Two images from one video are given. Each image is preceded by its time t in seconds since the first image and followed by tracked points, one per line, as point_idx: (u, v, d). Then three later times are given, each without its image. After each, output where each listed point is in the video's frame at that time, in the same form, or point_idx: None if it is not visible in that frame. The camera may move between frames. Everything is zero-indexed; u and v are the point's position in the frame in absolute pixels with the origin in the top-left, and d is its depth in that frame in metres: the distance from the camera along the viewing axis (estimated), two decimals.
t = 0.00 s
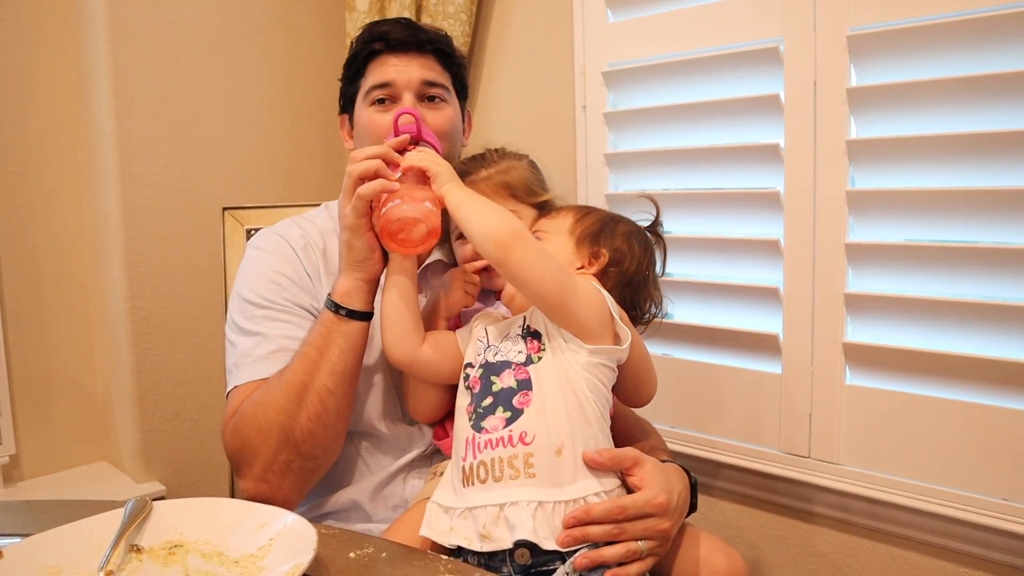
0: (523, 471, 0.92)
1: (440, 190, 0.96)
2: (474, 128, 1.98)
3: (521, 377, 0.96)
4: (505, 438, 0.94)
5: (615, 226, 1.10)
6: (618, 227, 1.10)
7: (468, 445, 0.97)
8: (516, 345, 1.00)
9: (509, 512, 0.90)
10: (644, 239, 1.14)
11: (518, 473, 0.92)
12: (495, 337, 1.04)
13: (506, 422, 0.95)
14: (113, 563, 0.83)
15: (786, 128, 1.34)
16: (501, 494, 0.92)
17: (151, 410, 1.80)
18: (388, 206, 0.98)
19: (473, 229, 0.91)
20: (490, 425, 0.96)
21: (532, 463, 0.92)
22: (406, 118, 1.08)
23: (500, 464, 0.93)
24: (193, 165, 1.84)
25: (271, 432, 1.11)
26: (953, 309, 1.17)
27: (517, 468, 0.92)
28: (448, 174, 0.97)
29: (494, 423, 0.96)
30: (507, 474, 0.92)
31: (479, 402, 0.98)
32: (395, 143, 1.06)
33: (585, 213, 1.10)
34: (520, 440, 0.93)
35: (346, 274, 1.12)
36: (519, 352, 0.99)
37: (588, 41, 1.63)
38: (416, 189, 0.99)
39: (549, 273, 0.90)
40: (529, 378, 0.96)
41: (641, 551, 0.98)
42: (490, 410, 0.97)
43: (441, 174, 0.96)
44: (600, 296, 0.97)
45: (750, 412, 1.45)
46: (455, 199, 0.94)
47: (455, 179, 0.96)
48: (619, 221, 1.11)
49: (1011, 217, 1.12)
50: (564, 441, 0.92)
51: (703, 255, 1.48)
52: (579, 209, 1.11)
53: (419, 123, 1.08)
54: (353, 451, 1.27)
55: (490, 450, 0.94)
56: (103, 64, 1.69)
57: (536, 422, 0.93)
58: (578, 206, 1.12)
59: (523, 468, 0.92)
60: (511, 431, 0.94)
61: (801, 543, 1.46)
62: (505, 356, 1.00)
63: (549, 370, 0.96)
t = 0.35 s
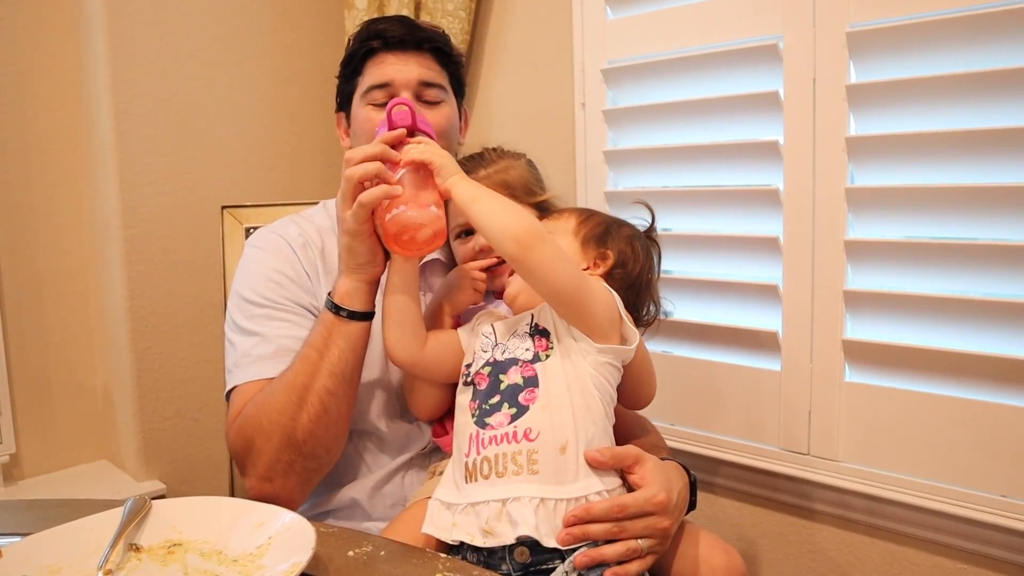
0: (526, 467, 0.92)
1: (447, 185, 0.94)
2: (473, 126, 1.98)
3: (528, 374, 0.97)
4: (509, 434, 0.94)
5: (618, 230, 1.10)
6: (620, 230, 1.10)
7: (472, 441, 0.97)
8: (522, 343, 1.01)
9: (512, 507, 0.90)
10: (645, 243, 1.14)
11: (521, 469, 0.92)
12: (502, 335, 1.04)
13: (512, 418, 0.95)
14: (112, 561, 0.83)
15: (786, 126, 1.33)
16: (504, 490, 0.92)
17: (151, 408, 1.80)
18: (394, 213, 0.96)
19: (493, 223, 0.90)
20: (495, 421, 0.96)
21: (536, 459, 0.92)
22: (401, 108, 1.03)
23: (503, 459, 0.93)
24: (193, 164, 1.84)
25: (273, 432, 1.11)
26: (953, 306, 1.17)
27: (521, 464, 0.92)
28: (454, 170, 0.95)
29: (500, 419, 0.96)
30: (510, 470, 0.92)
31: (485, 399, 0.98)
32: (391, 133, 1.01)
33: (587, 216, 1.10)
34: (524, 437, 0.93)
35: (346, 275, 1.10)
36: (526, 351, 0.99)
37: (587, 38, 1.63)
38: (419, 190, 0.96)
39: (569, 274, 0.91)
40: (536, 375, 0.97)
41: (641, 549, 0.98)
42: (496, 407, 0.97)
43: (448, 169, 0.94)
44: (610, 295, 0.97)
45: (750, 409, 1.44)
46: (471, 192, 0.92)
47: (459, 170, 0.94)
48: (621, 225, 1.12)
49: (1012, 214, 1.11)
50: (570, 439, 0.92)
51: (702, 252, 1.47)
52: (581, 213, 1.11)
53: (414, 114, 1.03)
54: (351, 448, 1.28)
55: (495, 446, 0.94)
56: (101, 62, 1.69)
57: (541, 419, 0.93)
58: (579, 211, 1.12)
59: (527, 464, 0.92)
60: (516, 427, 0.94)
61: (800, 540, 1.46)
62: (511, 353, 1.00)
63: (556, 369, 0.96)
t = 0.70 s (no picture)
0: (548, 461, 0.93)
1: (506, 195, 0.93)
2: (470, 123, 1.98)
3: (560, 371, 0.99)
4: (534, 427, 0.95)
5: (654, 247, 1.15)
6: (654, 248, 1.15)
7: (496, 430, 0.98)
8: (559, 340, 1.02)
9: (529, 498, 0.92)
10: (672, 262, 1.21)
11: (543, 462, 0.93)
12: (537, 331, 1.05)
13: (539, 411, 0.97)
14: (112, 558, 0.83)
15: (783, 122, 1.34)
16: (524, 481, 0.93)
17: (149, 407, 1.80)
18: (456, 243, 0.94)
19: (567, 240, 0.90)
20: (522, 412, 0.98)
21: (559, 455, 0.93)
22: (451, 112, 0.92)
23: (526, 451, 0.94)
24: (190, 161, 1.84)
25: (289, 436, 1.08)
26: (950, 301, 1.17)
27: (543, 457, 0.93)
28: (509, 186, 0.93)
29: (526, 411, 0.97)
30: (531, 462, 0.94)
31: (514, 390, 1.00)
32: (439, 141, 0.91)
33: (626, 229, 1.14)
34: (550, 431, 0.94)
35: (370, 284, 1.03)
36: (561, 348, 1.01)
37: (584, 34, 1.63)
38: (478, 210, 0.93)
39: (631, 293, 0.95)
40: (568, 374, 0.98)
41: (648, 549, 0.98)
42: (524, 399, 0.99)
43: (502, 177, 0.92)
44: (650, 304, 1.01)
45: (749, 405, 1.45)
46: (535, 204, 0.91)
47: (513, 181, 0.93)
48: (655, 242, 1.17)
49: (1011, 208, 1.11)
50: (595, 439, 0.94)
51: (701, 248, 1.48)
52: (621, 224, 1.15)
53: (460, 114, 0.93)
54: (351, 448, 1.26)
55: (518, 436, 0.96)
56: (97, 59, 1.68)
57: (569, 417, 0.95)
58: (616, 220, 1.16)
59: (549, 458, 0.93)
60: (543, 421, 0.95)
61: (799, 535, 1.47)
62: (546, 351, 1.02)
63: (590, 373, 0.98)
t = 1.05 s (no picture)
0: (574, 461, 0.95)
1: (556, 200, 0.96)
2: (466, 121, 1.97)
3: (589, 376, 1.00)
4: (563, 427, 0.97)
5: (664, 253, 1.15)
6: (664, 253, 1.14)
7: (520, 426, 1.00)
8: (583, 347, 1.03)
9: (554, 495, 0.93)
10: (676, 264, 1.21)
11: (570, 461, 0.95)
12: (562, 342, 1.04)
13: (568, 412, 0.98)
14: (106, 557, 0.83)
15: (778, 119, 1.34)
16: (549, 478, 0.94)
17: (144, 405, 1.79)
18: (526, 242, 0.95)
19: (595, 257, 0.92)
20: (550, 411, 0.99)
21: (586, 455, 0.95)
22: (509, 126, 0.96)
23: (553, 449, 0.96)
24: (185, 159, 1.83)
25: (324, 439, 1.08)
26: (946, 298, 1.17)
27: (570, 457, 0.95)
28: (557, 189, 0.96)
29: (554, 411, 0.99)
30: (558, 460, 0.95)
31: (540, 388, 1.02)
32: (501, 149, 0.96)
33: (638, 233, 1.13)
34: (579, 432, 0.96)
35: (428, 290, 1.06)
36: (588, 355, 1.02)
37: (579, 31, 1.63)
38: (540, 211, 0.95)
39: (651, 311, 0.96)
40: (596, 379, 1.00)
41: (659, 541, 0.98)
42: (552, 399, 1.00)
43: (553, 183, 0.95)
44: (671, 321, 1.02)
45: (744, 402, 1.45)
46: (570, 216, 0.94)
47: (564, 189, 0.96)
48: (664, 246, 1.16)
49: (1007, 206, 1.11)
50: (620, 442, 0.98)
51: (696, 246, 1.48)
52: (633, 227, 1.13)
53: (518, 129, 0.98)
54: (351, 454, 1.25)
55: (544, 435, 0.97)
56: (92, 57, 1.68)
57: (597, 420, 0.97)
58: (628, 221, 1.15)
59: (576, 458, 0.95)
60: (571, 422, 0.97)
61: (795, 533, 1.47)
62: (572, 359, 1.02)
63: (617, 380, 1.00)
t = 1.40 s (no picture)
0: (584, 459, 0.95)
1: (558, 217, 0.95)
2: (460, 120, 1.97)
3: (598, 386, 1.00)
4: (572, 425, 0.97)
5: (656, 255, 1.16)
6: (656, 254, 1.16)
7: (529, 423, 0.99)
8: (588, 358, 1.02)
9: (566, 491, 0.93)
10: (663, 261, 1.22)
11: (580, 459, 0.95)
12: (564, 352, 1.04)
13: (577, 412, 0.98)
14: (98, 557, 0.82)
15: (771, 119, 1.34)
16: (560, 474, 0.95)
17: (136, 405, 1.79)
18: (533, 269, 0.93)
19: (608, 281, 0.92)
20: (558, 410, 0.99)
21: (596, 453, 0.96)
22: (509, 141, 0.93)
23: (563, 447, 0.96)
24: (178, 157, 1.83)
25: (318, 451, 1.08)
26: (938, 298, 1.18)
27: (580, 455, 0.96)
28: (560, 204, 0.95)
29: (564, 410, 0.99)
30: (568, 458, 0.95)
31: (547, 389, 1.02)
32: (501, 168, 0.92)
33: (635, 236, 1.13)
34: (588, 432, 0.97)
35: (427, 312, 1.04)
36: (594, 367, 1.01)
37: (573, 31, 1.63)
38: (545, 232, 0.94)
39: (658, 332, 0.97)
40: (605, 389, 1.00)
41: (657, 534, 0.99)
42: (560, 398, 1.00)
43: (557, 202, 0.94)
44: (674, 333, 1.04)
45: (737, 402, 1.45)
46: (578, 236, 0.93)
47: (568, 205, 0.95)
48: (655, 246, 1.17)
49: (999, 206, 1.12)
50: (627, 444, 0.99)
51: (690, 246, 1.48)
52: (630, 229, 1.14)
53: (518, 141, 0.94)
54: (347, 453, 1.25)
55: (555, 433, 0.97)
56: (84, 55, 1.67)
57: (605, 420, 0.98)
58: (623, 222, 1.15)
59: (586, 456, 0.96)
60: (581, 421, 0.98)
61: (788, 532, 1.48)
62: (577, 370, 1.02)
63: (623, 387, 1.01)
